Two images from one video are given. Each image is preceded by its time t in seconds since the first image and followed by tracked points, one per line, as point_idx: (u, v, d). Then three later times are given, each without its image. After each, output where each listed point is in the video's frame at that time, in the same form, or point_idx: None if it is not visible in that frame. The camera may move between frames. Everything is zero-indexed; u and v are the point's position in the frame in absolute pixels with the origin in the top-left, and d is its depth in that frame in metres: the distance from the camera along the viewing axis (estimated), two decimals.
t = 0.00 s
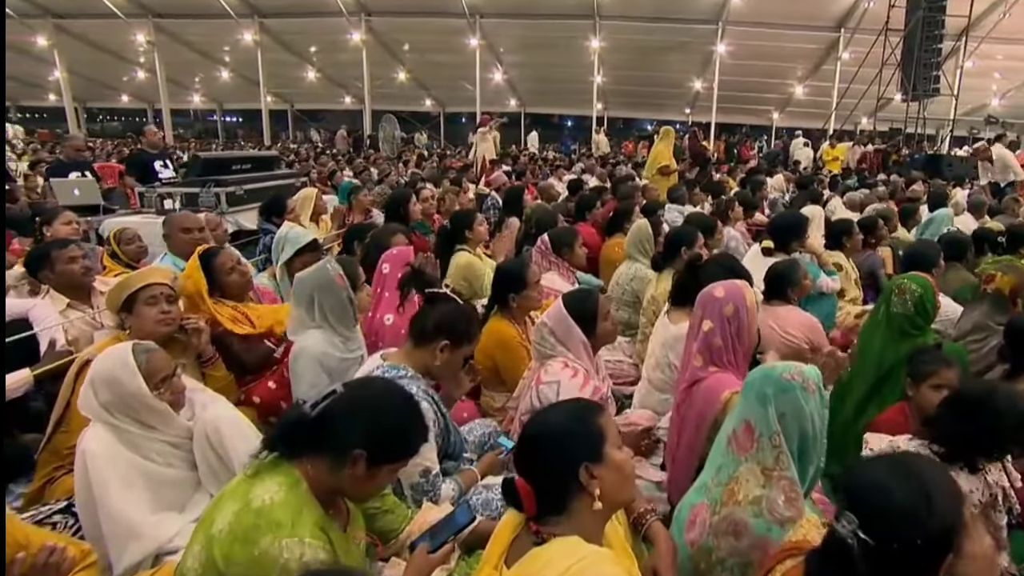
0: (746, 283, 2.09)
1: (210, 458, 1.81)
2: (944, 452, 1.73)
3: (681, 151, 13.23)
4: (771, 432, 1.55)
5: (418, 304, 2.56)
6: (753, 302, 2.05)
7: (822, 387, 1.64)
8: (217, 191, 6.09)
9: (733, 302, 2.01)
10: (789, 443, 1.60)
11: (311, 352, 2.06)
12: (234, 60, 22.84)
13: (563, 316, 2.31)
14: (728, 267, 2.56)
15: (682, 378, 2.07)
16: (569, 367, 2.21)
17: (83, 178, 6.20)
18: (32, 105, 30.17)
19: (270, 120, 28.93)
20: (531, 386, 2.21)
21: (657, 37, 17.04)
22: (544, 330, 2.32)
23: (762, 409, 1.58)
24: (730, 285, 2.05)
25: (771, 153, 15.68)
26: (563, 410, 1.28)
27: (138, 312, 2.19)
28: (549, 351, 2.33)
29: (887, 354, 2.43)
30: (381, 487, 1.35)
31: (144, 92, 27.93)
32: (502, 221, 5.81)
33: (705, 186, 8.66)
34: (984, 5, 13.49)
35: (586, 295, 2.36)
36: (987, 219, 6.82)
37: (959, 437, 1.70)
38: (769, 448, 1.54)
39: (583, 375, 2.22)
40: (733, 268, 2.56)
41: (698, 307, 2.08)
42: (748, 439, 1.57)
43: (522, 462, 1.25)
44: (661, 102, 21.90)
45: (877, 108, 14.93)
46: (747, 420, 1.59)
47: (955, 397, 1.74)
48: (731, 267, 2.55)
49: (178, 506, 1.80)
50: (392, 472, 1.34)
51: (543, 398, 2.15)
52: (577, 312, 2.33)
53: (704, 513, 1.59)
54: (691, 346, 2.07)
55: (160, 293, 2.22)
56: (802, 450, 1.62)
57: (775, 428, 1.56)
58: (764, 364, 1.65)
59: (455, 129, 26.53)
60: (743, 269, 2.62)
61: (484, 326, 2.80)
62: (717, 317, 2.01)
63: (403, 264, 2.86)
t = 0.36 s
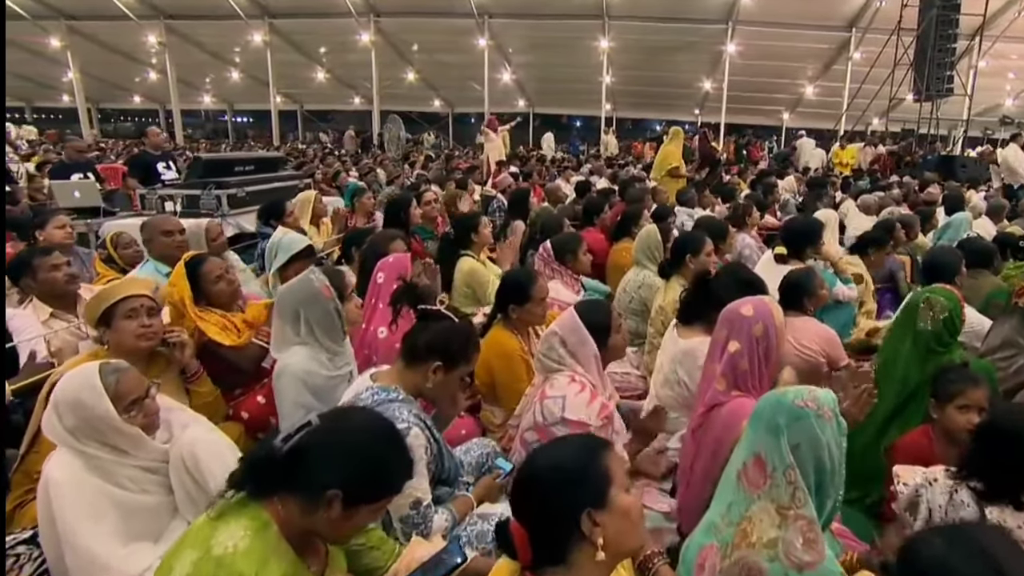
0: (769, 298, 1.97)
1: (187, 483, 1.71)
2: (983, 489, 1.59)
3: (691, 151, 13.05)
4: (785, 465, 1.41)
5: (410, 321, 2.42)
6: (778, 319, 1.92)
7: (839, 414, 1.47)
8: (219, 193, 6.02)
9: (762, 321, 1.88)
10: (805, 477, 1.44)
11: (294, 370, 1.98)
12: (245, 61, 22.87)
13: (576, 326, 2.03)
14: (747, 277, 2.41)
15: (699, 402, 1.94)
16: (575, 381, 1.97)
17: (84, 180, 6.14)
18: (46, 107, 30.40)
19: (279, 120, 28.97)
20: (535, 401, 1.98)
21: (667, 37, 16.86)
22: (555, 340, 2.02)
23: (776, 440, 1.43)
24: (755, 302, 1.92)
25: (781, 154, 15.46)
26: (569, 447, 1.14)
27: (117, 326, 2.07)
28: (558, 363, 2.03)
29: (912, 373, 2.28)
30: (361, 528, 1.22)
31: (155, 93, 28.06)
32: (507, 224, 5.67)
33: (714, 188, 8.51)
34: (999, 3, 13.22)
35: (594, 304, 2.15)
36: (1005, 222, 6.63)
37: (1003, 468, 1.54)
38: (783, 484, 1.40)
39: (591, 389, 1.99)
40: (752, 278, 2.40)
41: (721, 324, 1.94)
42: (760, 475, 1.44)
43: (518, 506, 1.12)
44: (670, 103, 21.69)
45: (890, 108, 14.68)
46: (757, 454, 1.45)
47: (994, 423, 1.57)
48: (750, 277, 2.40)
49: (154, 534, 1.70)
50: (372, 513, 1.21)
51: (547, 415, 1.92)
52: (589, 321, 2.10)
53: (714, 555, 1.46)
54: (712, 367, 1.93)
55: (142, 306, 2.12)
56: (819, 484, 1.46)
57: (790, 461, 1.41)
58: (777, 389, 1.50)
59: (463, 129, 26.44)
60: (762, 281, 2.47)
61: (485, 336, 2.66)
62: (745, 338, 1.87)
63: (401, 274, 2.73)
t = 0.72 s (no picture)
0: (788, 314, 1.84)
1: (157, 506, 1.61)
2: (1018, 529, 1.56)
3: (697, 152, 12.90)
4: (800, 516, 1.35)
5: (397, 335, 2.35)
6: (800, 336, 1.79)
7: (866, 454, 1.40)
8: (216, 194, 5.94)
9: (782, 339, 1.75)
10: (824, 529, 1.38)
11: (272, 389, 1.91)
12: (250, 61, 22.84)
13: (578, 339, 1.89)
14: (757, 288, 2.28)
15: (710, 426, 1.83)
16: (574, 400, 1.85)
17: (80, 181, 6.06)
18: (53, 107, 30.50)
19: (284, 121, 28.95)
20: (531, 420, 1.86)
21: (673, 37, 16.70)
22: (554, 353, 1.88)
23: (792, 485, 1.37)
24: (775, 321, 1.79)
25: (788, 154, 15.27)
26: (551, 495, 1.10)
27: (91, 338, 1.97)
28: (558, 379, 1.90)
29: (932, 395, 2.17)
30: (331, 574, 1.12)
31: (161, 93, 28.09)
32: (509, 227, 5.54)
33: (720, 189, 8.38)
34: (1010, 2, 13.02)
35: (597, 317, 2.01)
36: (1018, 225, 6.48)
37: None
38: (797, 536, 1.35)
39: (591, 408, 1.86)
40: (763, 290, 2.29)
41: (738, 342, 1.81)
42: (771, 522, 1.37)
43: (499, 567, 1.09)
44: (676, 102, 21.51)
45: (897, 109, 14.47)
46: (770, 499, 1.38)
47: None
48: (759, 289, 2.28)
49: (121, 561, 1.60)
50: (342, 558, 1.11)
51: (544, 437, 1.79)
52: (591, 335, 1.96)
53: None
54: (727, 389, 1.80)
55: (117, 317, 2.01)
56: (837, 534, 1.40)
57: (805, 509, 1.35)
58: (798, 428, 1.40)
59: (468, 129, 26.32)
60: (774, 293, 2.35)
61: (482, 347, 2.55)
62: (765, 359, 1.74)
63: (395, 283, 2.63)
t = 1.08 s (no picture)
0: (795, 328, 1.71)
1: (118, 536, 1.49)
2: None
3: (702, 153, 12.78)
4: None
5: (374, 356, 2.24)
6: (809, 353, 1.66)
7: (911, 514, 1.36)
8: (211, 196, 5.87)
9: (790, 358, 1.62)
10: None
11: (242, 409, 1.78)
12: (254, 62, 22.80)
13: (571, 356, 1.75)
14: (764, 297, 2.12)
15: (713, 452, 1.71)
16: (567, 422, 1.72)
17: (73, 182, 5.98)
18: (59, 107, 30.53)
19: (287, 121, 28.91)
20: (520, 442, 1.74)
21: (678, 37, 16.56)
22: (546, 372, 1.72)
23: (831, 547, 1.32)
24: (780, 337, 1.66)
25: (794, 155, 15.10)
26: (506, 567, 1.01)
27: (56, 353, 1.85)
28: (549, 399, 1.75)
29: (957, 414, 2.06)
30: None
31: (165, 93, 28.07)
32: (508, 230, 5.42)
33: (724, 191, 8.25)
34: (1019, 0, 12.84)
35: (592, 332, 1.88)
36: None
37: None
38: None
39: (586, 429, 1.74)
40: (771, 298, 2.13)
41: (742, 361, 1.69)
42: None
43: None
44: (681, 103, 21.34)
45: (904, 109, 14.29)
46: (801, 559, 1.34)
47: None
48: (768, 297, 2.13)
49: None
50: None
51: (535, 462, 1.68)
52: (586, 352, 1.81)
53: None
54: (730, 411, 1.68)
55: (82, 330, 1.88)
56: None
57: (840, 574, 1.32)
58: (837, 480, 1.34)
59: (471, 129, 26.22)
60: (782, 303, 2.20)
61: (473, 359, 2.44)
62: (771, 379, 1.62)
63: (382, 291, 2.50)
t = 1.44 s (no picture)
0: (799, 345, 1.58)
1: (73, 566, 1.38)
2: None
3: (705, 153, 12.66)
4: None
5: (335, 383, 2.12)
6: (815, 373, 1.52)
7: (951, 561, 1.21)
8: (205, 198, 5.79)
9: (789, 378, 1.50)
10: None
11: (207, 430, 1.85)
12: (257, 61, 22.74)
13: (558, 371, 1.63)
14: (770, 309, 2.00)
15: (715, 479, 1.59)
16: (557, 443, 1.59)
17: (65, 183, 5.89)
18: (64, 108, 30.56)
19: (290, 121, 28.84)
20: (508, 464, 1.62)
21: (681, 37, 16.42)
22: (532, 389, 1.63)
23: None
24: (780, 354, 1.54)
25: (798, 155, 14.96)
26: None
27: (17, 369, 1.75)
28: (538, 418, 1.64)
29: (975, 432, 1.95)
30: None
31: (169, 94, 28.07)
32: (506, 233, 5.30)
33: (728, 192, 8.14)
34: None
35: (588, 345, 1.68)
36: None
37: None
38: None
39: (577, 452, 1.60)
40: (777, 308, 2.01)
41: (740, 380, 1.58)
42: None
43: None
44: (685, 102, 21.18)
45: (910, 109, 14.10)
46: None
47: None
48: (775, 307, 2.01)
49: None
50: None
51: (522, 485, 1.55)
52: (581, 367, 1.63)
53: None
54: (729, 433, 1.57)
55: (45, 345, 1.77)
56: None
57: None
58: (870, 524, 1.23)
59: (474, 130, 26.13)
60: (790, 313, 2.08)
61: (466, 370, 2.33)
62: (767, 400, 1.50)
63: (369, 299, 2.38)
